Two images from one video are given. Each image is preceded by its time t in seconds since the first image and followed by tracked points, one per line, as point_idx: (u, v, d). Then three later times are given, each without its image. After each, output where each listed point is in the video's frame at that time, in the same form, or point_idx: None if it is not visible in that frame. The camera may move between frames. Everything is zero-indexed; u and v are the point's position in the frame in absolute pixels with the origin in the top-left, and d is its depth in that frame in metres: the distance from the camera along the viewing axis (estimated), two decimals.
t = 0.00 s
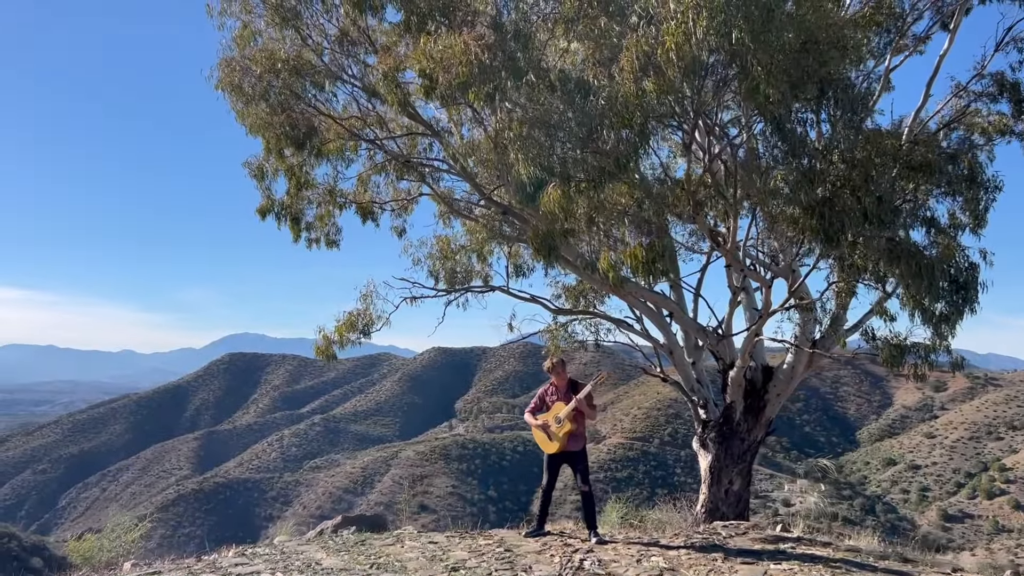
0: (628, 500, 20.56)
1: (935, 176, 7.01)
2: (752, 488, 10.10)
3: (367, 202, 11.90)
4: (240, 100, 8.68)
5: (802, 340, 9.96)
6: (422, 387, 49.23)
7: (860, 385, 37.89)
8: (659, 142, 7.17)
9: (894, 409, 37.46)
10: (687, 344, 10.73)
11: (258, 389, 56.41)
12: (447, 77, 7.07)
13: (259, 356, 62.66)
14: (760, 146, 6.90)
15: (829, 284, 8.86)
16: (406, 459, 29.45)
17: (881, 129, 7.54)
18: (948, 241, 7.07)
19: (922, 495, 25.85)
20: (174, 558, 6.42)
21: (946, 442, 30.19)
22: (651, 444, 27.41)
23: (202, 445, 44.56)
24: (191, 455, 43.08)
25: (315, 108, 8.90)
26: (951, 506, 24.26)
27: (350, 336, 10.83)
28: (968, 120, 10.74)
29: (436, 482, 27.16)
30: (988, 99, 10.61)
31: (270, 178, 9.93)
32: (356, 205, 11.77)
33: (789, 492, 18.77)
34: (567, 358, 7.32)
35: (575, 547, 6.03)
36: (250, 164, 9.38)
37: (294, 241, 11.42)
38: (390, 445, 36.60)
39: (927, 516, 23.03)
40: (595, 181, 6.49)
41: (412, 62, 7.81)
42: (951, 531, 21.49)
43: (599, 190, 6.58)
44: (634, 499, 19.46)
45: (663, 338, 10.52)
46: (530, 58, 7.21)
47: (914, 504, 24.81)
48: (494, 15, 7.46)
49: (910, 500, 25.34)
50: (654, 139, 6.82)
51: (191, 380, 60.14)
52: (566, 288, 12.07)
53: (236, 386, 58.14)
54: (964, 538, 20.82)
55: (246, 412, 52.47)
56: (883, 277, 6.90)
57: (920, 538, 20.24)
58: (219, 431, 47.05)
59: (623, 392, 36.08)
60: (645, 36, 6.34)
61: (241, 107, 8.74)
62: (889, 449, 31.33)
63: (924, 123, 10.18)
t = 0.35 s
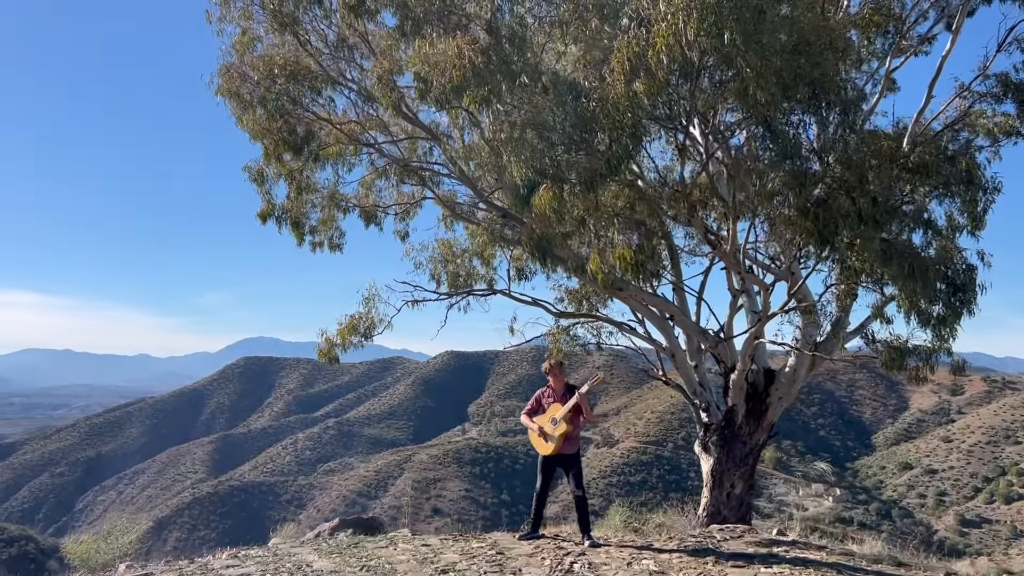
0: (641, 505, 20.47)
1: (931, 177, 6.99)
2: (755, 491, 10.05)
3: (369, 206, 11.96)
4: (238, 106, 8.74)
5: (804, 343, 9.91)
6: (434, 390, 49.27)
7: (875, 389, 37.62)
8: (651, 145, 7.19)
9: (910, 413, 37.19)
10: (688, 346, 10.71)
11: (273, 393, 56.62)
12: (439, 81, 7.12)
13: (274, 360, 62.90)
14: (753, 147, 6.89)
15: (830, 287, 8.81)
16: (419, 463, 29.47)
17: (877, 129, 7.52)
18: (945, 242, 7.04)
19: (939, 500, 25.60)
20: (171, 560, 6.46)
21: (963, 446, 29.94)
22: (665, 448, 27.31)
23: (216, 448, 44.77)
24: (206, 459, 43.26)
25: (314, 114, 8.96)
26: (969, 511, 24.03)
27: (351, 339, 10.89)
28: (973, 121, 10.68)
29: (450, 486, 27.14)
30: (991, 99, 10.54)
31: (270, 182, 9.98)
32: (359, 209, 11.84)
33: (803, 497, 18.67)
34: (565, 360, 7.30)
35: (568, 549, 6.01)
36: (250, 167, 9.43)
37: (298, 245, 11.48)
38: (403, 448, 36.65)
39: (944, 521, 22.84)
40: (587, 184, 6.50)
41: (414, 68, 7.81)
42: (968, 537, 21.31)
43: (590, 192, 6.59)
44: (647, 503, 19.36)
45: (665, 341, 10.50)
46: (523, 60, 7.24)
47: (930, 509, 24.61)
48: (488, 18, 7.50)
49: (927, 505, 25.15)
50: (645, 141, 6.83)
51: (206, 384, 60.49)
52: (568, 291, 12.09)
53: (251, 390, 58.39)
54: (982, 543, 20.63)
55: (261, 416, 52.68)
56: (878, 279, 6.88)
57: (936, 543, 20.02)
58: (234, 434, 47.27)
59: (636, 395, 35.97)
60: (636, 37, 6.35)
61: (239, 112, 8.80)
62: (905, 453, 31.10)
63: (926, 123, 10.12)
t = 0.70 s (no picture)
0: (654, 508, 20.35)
1: (932, 177, 6.96)
2: (759, 495, 9.99)
3: (374, 209, 11.98)
4: (238, 110, 8.78)
5: (809, 346, 9.86)
6: (447, 393, 49.23)
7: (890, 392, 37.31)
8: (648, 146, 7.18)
9: (926, 416, 36.87)
10: (692, 349, 10.67)
11: (286, 396, 56.81)
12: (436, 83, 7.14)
13: (288, 364, 63.13)
14: (750, 148, 6.87)
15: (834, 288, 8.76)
16: (432, 466, 29.45)
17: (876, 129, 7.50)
18: (947, 243, 7.00)
19: (955, 504, 25.32)
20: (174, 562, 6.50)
21: (980, 450, 29.62)
22: (678, 451, 27.19)
23: (230, 452, 44.93)
24: (220, 462, 43.43)
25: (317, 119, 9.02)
26: (986, 514, 23.76)
27: (356, 342, 10.90)
28: (980, 121, 10.60)
29: (462, 490, 27.11)
30: (998, 99, 10.46)
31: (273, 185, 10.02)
32: (364, 212, 11.88)
33: (816, 501, 18.52)
34: (568, 366, 7.23)
35: (564, 553, 6.00)
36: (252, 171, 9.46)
37: (304, 248, 11.53)
38: (416, 452, 36.69)
39: (960, 525, 22.58)
40: (583, 185, 6.52)
41: (417, 72, 7.81)
42: (984, 541, 21.07)
43: (585, 193, 6.60)
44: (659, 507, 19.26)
45: (669, 344, 10.48)
46: (520, 63, 7.27)
47: (947, 513, 24.36)
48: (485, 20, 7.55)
49: (943, 509, 24.90)
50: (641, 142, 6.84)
51: (221, 388, 60.81)
52: (573, 294, 12.08)
53: (266, 393, 58.60)
54: (999, 548, 20.40)
55: (274, 419, 52.83)
56: (877, 281, 6.84)
57: (952, 548, 19.80)
58: (248, 437, 47.50)
59: (649, 398, 35.85)
60: (631, 38, 6.35)
61: (239, 117, 8.84)
62: (921, 457, 30.83)
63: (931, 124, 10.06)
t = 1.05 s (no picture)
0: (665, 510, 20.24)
1: (934, 175, 6.90)
2: (763, 497, 9.90)
3: (377, 210, 11.96)
4: (236, 110, 8.77)
5: (813, 347, 9.74)
6: (458, 395, 49.17)
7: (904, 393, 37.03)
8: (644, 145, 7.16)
9: (940, 417, 36.57)
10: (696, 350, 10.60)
11: (298, 398, 56.93)
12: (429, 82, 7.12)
13: (299, 366, 63.27)
14: (746, 146, 6.83)
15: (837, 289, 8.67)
16: (442, 468, 29.36)
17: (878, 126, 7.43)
18: (949, 241, 6.94)
19: (969, 506, 25.04)
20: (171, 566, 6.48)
21: (995, 451, 29.31)
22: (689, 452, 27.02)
23: (242, 454, 45.03)
24: (231, 465, 43.52)
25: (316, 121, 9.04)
26: (1001, 515, 23.47)
27: (357, 344, 10.86)
28: (986, 118, 10.49)
29: (473, 491, 27.01)
30: (1005, 97, 10.35)
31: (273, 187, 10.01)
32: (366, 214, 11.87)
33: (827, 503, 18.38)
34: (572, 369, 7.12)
35: (560, 555, 5.94)
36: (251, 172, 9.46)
37: (307, 250, 11.53)
38: (426, 454, 36.67)
39: (975, 527, 22.30)
40: (576, 184, 6.50)
41: (413, 72, 7.78)
42: (999, 543, 20.81)
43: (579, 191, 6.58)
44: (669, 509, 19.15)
45: (672, 344, 10.40)
46: (517, 60, 7.28)
47: (961, 515, 24.10)
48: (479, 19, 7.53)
49: (958, 511, 24.65)
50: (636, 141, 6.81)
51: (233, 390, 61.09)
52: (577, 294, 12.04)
53: (276, 395, 58.72)
54: (1014, 550, 20.14)
55: (286, 421, 52.90)
56: (878, 280, 6.77)
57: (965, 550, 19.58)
58: (260, 440, 47.62)
59: (659, 399, 35.70)
60: (624, 35, 6.34)
61: (237, 116, 8.83)
62: (935, 459, 30.56)
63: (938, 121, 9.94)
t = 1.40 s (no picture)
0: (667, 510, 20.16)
1: (921, 173, 6.85)
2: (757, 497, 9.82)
3: (370, 211, 11.92)
4: (221, 109, 8.73)
5: (806, 347, 9.65)
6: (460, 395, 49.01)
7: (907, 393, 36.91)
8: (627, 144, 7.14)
9: (943, 417, 36.46)
10: (688, 350, 10.53)
11: (300, 399, 56.89)
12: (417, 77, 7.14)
13: (302, 367, 63.24)
14: (729, 145, 6.82)
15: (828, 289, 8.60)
16: (445, 469, 29.22)
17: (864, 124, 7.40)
18: (938, 240, 6.90)
19: (973, 506, 24.90)
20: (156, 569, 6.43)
21: (998, 451, 29.15)
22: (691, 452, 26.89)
23: (245, 454, 45.00)
24: (235, 466, 43.49)
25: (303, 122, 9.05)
26: (1004, 515, 23.37)
27: (348, 346, 10.80)
28: (981, 117, 10.41)
29: (476, 492, 26.89)
30: (1000, 95, 10.27)
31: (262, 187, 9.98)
32: (358, 214, 11.82)
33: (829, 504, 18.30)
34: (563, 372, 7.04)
35: (544, 558, 5.87)
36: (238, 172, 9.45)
37: (298, 250, 11.50)
38: (429, 454, 36.60)
39: (979, 527, 22.17)
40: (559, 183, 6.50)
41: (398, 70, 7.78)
42: (1002, 543, 20.71)
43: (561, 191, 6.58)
44: (671, 511, 19.06)
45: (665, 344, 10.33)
46: (503, 58, 7.26)
47: (965, 515, 24.00)
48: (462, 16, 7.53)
49: (961, 510, 24.54)
50: (620, 140, 6.79)
51: (236, 391, 61.09)
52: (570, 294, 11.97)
53: (279, 396, 58.66)
54: (1018, 549, 20.03)
55: (289, 422, 52.85)
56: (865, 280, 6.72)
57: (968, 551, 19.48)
58: (263, 441, 47.59)
59: (662, 399, 35.58)
60: (605, 33, 6.34)
61: (222, 115, 8.80)
62: (939, 459, 30.44)
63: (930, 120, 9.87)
